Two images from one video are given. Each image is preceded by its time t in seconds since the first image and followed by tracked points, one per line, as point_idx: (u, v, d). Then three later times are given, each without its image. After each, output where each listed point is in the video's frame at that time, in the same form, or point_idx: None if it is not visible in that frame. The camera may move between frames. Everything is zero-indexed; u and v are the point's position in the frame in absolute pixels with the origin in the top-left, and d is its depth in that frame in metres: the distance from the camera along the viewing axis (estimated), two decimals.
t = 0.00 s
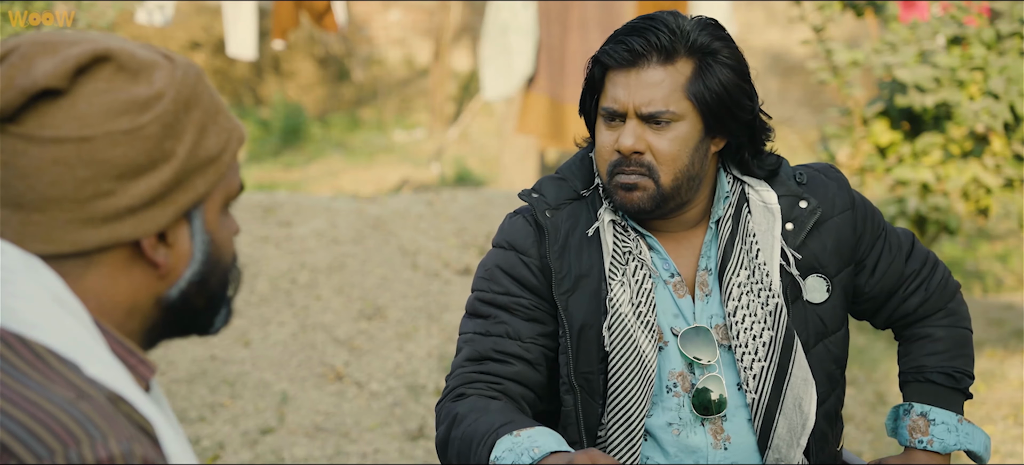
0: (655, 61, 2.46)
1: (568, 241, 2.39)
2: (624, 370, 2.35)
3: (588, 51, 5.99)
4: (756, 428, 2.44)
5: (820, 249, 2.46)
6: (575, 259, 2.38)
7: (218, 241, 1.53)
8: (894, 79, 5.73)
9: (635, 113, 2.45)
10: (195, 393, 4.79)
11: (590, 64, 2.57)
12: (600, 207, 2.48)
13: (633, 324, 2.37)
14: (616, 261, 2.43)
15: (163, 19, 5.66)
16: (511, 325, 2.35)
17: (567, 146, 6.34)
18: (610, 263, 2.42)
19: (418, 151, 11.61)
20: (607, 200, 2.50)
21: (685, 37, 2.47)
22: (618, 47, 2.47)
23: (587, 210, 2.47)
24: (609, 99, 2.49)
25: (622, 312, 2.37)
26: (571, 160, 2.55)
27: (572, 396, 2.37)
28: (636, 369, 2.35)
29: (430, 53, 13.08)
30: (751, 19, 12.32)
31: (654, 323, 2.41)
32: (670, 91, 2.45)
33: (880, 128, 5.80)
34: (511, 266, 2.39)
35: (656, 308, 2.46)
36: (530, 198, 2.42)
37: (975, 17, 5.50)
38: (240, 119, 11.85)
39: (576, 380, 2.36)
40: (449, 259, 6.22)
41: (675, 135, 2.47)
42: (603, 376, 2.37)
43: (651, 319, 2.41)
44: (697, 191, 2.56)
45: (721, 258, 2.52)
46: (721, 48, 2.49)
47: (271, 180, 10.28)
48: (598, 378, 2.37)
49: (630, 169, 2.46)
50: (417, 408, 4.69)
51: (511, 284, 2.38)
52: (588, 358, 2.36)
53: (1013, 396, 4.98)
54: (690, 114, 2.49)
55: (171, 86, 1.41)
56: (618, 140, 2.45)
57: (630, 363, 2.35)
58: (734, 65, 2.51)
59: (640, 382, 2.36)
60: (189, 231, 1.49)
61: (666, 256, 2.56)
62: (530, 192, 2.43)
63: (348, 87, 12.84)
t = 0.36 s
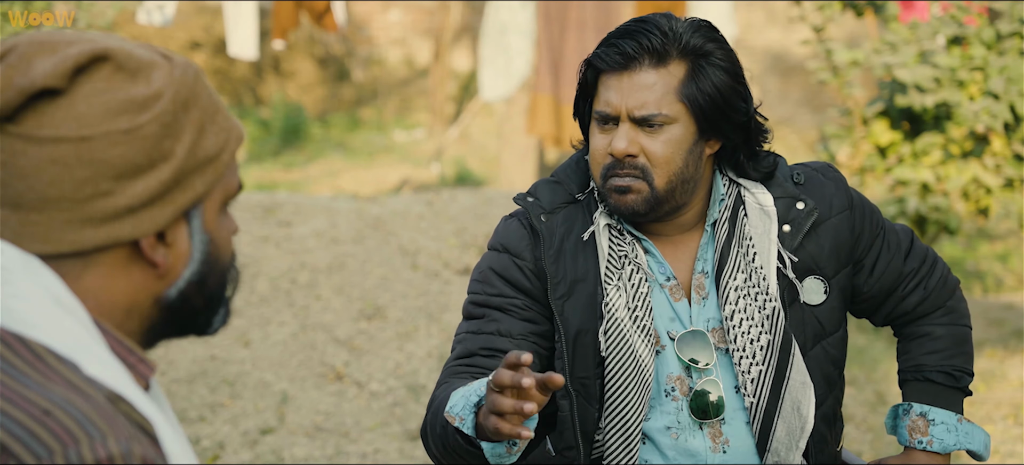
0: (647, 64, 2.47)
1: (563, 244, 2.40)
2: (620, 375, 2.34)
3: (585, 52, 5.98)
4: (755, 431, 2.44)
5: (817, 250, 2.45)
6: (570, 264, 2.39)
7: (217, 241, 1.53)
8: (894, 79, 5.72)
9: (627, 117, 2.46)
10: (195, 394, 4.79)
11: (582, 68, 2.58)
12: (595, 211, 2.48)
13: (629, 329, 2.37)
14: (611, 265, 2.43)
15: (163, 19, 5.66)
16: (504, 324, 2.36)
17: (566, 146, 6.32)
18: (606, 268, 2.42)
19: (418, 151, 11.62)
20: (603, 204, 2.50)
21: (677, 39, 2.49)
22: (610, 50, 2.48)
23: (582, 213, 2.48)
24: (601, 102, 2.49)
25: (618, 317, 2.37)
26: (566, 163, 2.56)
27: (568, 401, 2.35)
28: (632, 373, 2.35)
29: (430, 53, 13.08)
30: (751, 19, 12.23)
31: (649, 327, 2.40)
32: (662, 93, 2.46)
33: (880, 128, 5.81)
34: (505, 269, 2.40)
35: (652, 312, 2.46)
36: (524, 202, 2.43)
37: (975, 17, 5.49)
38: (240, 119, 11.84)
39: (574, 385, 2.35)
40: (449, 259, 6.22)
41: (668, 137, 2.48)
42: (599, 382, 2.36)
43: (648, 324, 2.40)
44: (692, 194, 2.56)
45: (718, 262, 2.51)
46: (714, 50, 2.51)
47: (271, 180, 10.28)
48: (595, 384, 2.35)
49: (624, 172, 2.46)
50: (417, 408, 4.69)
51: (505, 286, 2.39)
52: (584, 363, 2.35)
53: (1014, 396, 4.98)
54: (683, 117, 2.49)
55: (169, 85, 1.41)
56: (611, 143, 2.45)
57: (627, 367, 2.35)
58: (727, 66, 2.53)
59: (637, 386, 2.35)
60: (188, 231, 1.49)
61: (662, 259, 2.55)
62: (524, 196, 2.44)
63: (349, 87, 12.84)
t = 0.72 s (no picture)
0: (652, 64, 2.46)
1: (563, 247, 2.40)
2: (620, 378, 2.34)
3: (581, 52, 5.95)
4: (755, 432, 2.44)
5: (817, 251, 2.45)
6: (569, 267, 2.39)
7: (217, 241, 1.53)
8: (894, 79, 5.73)
9: (633, 118, 2.46)
10: (195, 394, 4.79)
11: (583, 69, 2.56)
12: (596, 213, 2.48)
13: (629, 331, 2.37)
14: (611, 268, 2.43)
15: (163, 19, 5.66)
16: (505, 331, 2.37)
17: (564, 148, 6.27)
18: (605, 270, 2.42)
19: (418, 151, 11.63)
20: (604, 206, 2.50)
21: (679, 39, 2.49)
22: (613, 51, 2.47)
23: (581, 216, 2.47)
24: (605, 103, 2.48)
25: (618, 320, 2.36)
26: (565, 165, 2.55)
27: (568, 404, 2.37)
28: (632, 376, 2.35)
29: (430, 53, 13.08)
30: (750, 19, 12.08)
31: (649, 329, 2.40)
32: (667, 93, 2.46)
33: (880, 128, 5.81)
34: (505, 273, 2.40)
35: (653, 315, 2.46)
36: (524, 205, 2.42)
37: (975, 17, 5.49)
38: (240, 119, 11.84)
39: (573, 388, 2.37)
40: (448, 259, 6.22)
41: (674, 138, 2.48)
42: (599, 385, 2.37)
43: (648, 326, 2.40)
44: (695, 194, 2.56)
45: (717, 263, 2.51)
46: (716, 48, 2.51)
47: (270, 180, 10.27)
48: (595, 386, 2.37)
49: (631, 175, 2.46)
50: (417, 408, 4.69)
51: (505, 292, 2.40)
52: (584, 366, 2.36)
53: (1014, 396, 4.98)
54: (688, 116, 2.50)
55: (169, 85, 1.41)
56: (617, 145, 2.45)
57: (627, 370, 2.34)
58: (729, 64, 2.53)
59: (637, 388, 2.35)
60: (188, 231, 1.49)
61: (663, 261, 2.55)
62: (524, 199, 2.43)
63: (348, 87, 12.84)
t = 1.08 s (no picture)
0: (664, 65, 2.45)
1: (565, 250, 2.39)
2: (623, 381, 2.35)
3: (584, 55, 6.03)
4: (756, 432, 2.44)
5: (817, 251, 2.45)
6: (571, 270, 2.38)
7: (218, 242, 1.53)
8: (894, 79, 5.73)
9: (647, 119, 2.46)
10: (195, 393, 4.79)
11: (590, 70, 2.54)
12: (597, 215, 2.47)
13: (632, 334, 2.37)
14: (613, 272, 2.42)
15: (162, 19, 5.66)
16: (514, 340, 2.36)
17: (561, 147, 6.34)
18: (607, 274, 2.41)
19: (418, 151, 11.63)
20: (606, 207, 2.51)
21: (688, 39, 2.48)
22: (626, 53, 2.45)
23: (583, 218, 2.46)
24: (616, 105, 2.47)
25: (620, 323, 2.37)
26: (566, 167, 2.56)
27: (570, 407, 2.37)
28: (634, 378, 2.35)
29: (430, 53, 13.09)
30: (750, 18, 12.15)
31: (652, 331, 2.41)
32: (680, 94, 2.46)
33: (880, 128, 5.82)
34: (509, 279, 2.39)
35: (655, 317, 2.46)
36: (524, 208, 2.42)
37: (975, 17, 5.49)
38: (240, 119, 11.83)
39: (575, 392, 2.36)
40: (448, 259, 6.22)
41: (687, 139, 2.49)
42: (601, 388, 2.37)
43: (650, 328, 2.41)
44: (702, 193, 2.57)
45: (717, 263, 2.52)
46: (721, 48, 2.52)
47: (270, 180, 10.27)
48: (597, 389, 2.37)
49: (646, 177, 2.48)
50: (417, 408, 4.70)
51: (510, 297, 2.39)
52: (586, 370, 2.36)
53: (1014, 396, 4.98)
54: (699, 117, 2.51)
55: (171, 85, 1.41)
56: (632, 147, 2.45)
57: (630, 373, 2.35)
58: (734, 63, 2.53)
59: (640, 392, 2.36)
60: (190, 231, 1.49)
61: (665, 262, 2.56)
62: (525, 202, 2.43)
63: (348, 86, 12.85)
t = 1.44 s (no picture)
0: (656, 68, 2.45)
1: (565, 252, 2.39)
2: (624, 383, 2.35)
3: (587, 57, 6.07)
4: (756, 434, 2.45)
5: (818, 253, 2.45)
6: (570, 272, 2.38)
7: (218, 242, 1.53)
8: (894, 79, 5.73)
9: (636, 121, 2.45)
10: (195, 393, 4.80)
11: (588, 71, 2.55)
12: (597, 217, 2.47)
13: (633, 337, 2.37)
14: (614, 273, 2.42)
15: (162, 19, 5.66)
16: (515, 343, 2.36)
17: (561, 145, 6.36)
18: (608, 275, 2.41)
19: (418, 151, 11.63)
20: (606, 210, 2.50)
21: (685, 44, 2.47)
22: (619, 54, 2.46)
23: (584, 220, 2.46)
24: (608, 106, 2.48)
25: (621, 325, 2.36)
26: (566, 169, 2.55)
27: (569, 410, 2.37)
28: (634, 380, 2.36)
29: (430, 53, 13.09)
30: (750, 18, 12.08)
31: (652, 334, 2.41)
32: (671, 98, 2.45)
33: (880, 128, 5.82)
34: (510, 280, 2.39)
35: (655, 319, 2.46)
36: (525, 209, 2.41)
37: (975, 17, 5.48)
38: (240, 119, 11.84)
39: (574, 393, 2.36)
40: (449, 259, 6.22)
41: (676, 143, 2.48)
42: (602, 390, 2.38)
43: (650, 330, 2.41)
44: (697, 198, 2.57)
45: (719, 266, 2.53)
46: (720, 54, 2.50)
47: (271, 180, 10.27)
48: (596, 392, 2.37)
49: (632, 180, 2.47)
50: (417, 408, 4.70)
51: (512, 298, 2.38)
52: (586, 372, 2.36)
53: (1013, 396, 4.98)
54: (691, 123, 2.50)
55: (171, 85, 1.41)
56: (620, 149, 2.45)
57: (630, 375, 2.35)
58: (733, 70, 2.52)
59: (640, 394, 2.36)
60: (190, 231, 1.49)
61: (665, 264, 2.57)
62: (525, 202, 2.42)
63: (349, 86, 12.85)
